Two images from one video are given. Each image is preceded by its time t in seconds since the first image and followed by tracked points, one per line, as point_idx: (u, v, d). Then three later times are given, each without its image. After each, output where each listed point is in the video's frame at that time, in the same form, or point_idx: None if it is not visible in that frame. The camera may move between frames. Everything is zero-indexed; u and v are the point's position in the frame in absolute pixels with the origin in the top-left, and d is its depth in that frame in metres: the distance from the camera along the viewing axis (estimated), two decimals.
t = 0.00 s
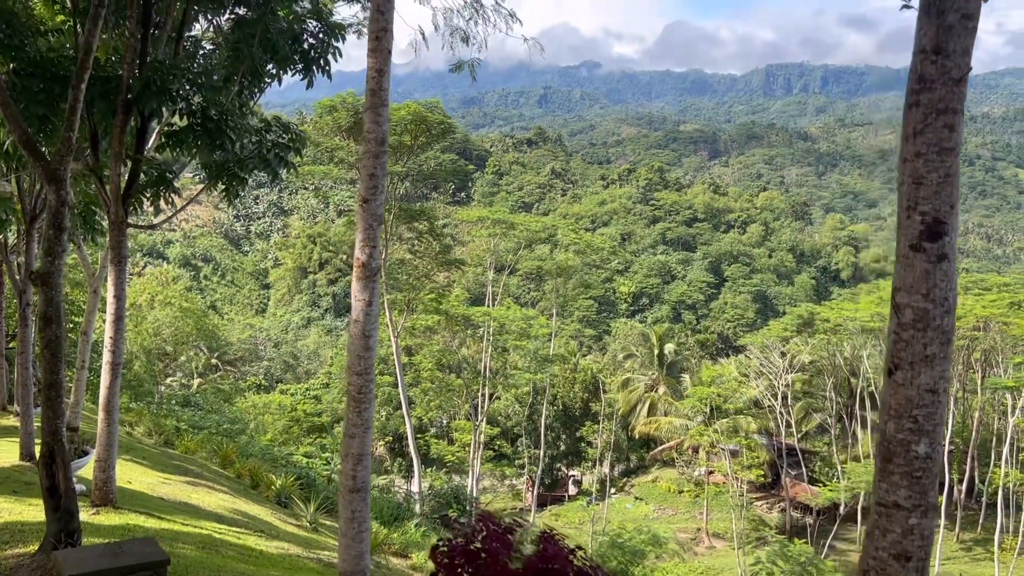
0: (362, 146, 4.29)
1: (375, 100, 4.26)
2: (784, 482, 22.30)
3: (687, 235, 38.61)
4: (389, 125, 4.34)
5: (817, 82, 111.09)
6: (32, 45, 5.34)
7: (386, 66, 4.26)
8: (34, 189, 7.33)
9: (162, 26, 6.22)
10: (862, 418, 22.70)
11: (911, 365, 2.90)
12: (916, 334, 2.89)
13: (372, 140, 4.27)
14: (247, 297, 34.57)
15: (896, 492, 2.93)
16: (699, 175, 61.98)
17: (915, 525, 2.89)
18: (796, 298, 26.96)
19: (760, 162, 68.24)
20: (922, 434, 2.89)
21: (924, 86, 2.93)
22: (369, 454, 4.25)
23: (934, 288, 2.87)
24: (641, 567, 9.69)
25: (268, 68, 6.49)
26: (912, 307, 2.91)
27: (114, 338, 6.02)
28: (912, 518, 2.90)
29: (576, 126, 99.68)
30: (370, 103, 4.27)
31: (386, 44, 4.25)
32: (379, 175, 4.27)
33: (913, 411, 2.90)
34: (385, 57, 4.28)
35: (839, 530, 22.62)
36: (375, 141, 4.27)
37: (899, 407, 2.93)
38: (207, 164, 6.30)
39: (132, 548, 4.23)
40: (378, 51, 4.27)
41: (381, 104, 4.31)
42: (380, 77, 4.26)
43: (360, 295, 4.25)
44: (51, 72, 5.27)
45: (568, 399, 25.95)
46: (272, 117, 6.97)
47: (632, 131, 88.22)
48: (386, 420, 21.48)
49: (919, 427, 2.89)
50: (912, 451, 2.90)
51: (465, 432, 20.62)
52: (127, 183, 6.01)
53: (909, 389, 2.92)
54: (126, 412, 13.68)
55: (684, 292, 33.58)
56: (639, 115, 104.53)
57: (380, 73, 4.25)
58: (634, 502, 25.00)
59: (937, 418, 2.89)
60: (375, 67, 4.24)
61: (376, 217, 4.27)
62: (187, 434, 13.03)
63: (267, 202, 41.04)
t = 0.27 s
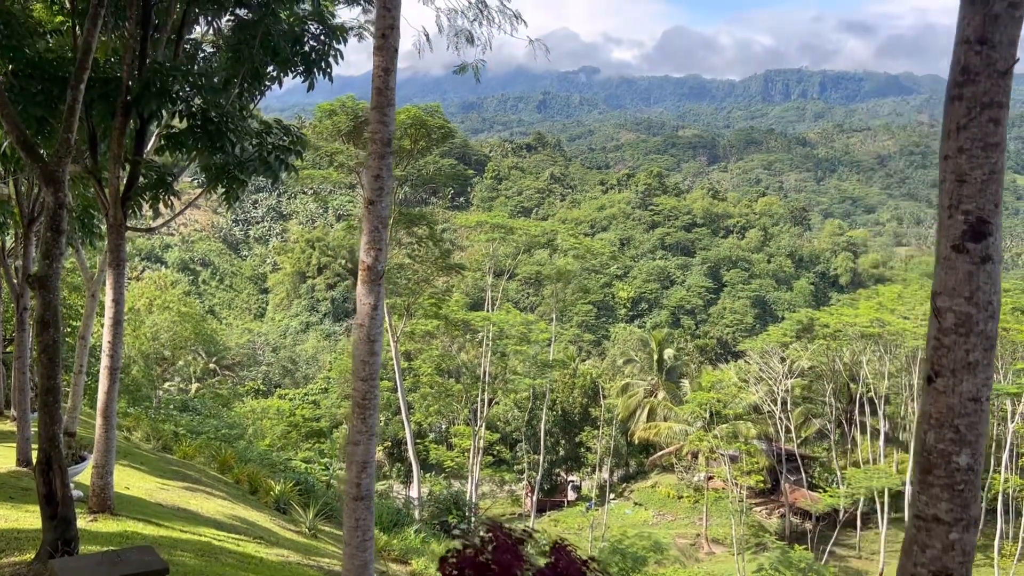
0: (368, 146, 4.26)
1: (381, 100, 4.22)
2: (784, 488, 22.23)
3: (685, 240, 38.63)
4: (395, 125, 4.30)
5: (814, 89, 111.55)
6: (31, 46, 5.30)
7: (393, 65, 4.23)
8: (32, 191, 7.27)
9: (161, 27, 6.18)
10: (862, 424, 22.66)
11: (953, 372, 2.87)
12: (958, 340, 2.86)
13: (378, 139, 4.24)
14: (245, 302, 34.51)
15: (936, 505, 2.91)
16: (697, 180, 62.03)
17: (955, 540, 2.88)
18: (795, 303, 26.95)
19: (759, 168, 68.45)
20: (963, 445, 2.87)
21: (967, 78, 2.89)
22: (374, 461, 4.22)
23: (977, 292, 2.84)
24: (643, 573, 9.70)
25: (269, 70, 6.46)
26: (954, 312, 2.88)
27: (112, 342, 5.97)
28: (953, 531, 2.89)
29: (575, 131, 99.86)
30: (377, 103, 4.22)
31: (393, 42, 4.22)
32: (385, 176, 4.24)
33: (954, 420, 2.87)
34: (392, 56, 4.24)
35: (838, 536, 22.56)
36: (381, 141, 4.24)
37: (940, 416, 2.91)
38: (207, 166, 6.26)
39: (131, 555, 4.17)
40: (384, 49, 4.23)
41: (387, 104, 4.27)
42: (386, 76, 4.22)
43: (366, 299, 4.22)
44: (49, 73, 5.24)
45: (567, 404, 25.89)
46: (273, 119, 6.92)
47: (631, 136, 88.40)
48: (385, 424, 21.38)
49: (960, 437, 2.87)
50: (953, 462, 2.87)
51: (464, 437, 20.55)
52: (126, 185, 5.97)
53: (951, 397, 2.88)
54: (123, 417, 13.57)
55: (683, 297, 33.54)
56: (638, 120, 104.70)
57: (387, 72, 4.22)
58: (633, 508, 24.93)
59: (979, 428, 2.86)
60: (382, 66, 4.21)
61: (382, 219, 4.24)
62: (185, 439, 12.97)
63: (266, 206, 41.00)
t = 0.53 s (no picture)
0: (378, 146, 4.23)
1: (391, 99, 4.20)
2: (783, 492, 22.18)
3: (684, 243, 38.66)
4: (405, 124, 4.27)
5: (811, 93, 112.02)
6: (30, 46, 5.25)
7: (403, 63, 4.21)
8: (29, 193, 7.19)
9: (162, 28, 6.15)
10: (862, 428, 22.62)
11: (1006, 378, 2.63)
12: (1013, 343, 2.60)
13: (388, 139, 4.21)
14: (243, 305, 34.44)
15: (990, 520, 2.67)
16: (695, 184, 62.11)
17: (1009, 556, 2.64)
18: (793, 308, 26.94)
19: (757, 172, 68.63)
20: (1018, 456, 2.62)
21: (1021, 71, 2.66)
22: (382, 468, 4.20)
23: None
24: None
25: (271, 73, 6.43)
26: (1008, 313, 2.62)
27: (112, 346, 5.91)
28: (1004, 548, 2.65)
29: (573, 135, 99.98)
30: (387, 101, 4.21)
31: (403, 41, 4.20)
32: (394, 176, 4.21)
33: (1007, 431, 2.63)
34: (402, 54, 4.21)
35: (838, 540, 22.51)
36: (391, 141, 4.21)
37: (991, 424, 2.66)
38: (208, 169, 6.22)
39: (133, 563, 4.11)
40: (395, 47, 4.21)
41: (396, 102, 4.24)
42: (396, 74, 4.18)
43: (375, 302, 4.19)
44: (48, 73, 5.19)
45: (566, 408, 25.83)
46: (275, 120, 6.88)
47: (629, 140, 88.58)
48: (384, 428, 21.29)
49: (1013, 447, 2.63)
50: (1005, 474, 2.63)
51: (463, 441, 20.48)
52: (126, 187, 5.92)
53: (1004, 405, 2.63)
54: (121, 420, 13.47)
55: (681, 301, 33.49)
56: (636, 124, 104.87)
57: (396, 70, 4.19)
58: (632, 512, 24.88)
59: None
60: (392, 65, 4.19)
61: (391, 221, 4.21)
62: (182, 443, 12.87)
63: (264, 210, 40.94)
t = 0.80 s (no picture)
0: (381, 146, 4.18)
1: (395, 99, 4.16)
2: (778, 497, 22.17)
3: (678, 249, 38.74)
4: (409, 124, 4.23)
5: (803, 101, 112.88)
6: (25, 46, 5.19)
7: (408, 63, 4.17)
8: (22, 196, 7.10)
9: (158, 30, 6.10)
10: (856, 433, 22.64)
11: None
12: None
13: (392, 140, 4.16)
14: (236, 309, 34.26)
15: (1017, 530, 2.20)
16: (689, 190, 62.31)
17: None
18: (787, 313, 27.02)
19: (750, 178, 68.96)
20: None
21: None
22: (384, 475, 4.14)
23: None
24: None
25: (267, 75, 6.39)
26: None
27: (106, 350, 5.85)
28: None
29: (567, 140, 100.23)
30: (391, 101, 4.17)
31: (407, 40, 4.16)
32: (398, 178, 4.16)
33: None
34: (406, 54, 4.18)
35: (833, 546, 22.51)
36: (395, 142, 4.17)
37: None
38: (204, 172, 6.16)
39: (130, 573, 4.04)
40: (399, 46, 4.18)
41: (401, 103, 4.20)
42: (400, 74, 4.15)
43: (378, 306, 4.13)
44: (43, 74, 5.13)
45: (560, 413, 25.79)
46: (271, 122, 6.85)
47: (623, 145, 88.88)
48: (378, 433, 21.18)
49: None
50: None
51: (458, 446, 20.39)
52: (121, 190, 5.86)
53: None
54: (113, 425, 13.33)
55: (675, 306, 33.51)
56: (630, 130, 105.27)
57: (400, 69, 4.15)
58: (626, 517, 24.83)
59: None
60: (396, 64, 4.15)
61: (394, 223, 4.16)
62: (176, 448, 12.74)
63: (258, 214, 40.79)
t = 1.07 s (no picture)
0: (378, 138, 4.14)
1: (392, 90, 4.12)
2: (768, 501, 22.20)
3: (668, 253, 38.86)
4: (406, 115, 4.20)
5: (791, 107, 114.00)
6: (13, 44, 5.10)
7: (405, 53, 4.14)
8: (9, 196, 6.98)
9: (148, 28, 6.04)
10: (846, 437, 22.72)
11: None
12: None
13: (389, 131, 4.13)
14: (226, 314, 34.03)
15: None
16: (679, 195, 62.58)
17: None
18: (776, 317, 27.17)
19: (740, 184, 69.48)
20: None
21: None
22: (379, 475, 4.09)
23: None
24: None
25: (259, 73, 6.34)
26: None
27: (95, 351, 5.76)
28: None
29: (557, 145, 100.57)
30: (388, 92, 4.13)
31: (404, 31, 4.14)
32: (394, 171, 4.12)
33: None
34: (403, 44, 4.15)
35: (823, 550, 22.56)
36: (392, 133, 4.13)
37: None
38: (195, 171, 6.10)
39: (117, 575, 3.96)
40: (396, 36, 4.15)
41: (398, 94, 4.17)
42: (398, 64, 4.13)
43: (373, 301, 4.08)
44: (32, 71, 5.06)
45: (551, 417, 25.75)
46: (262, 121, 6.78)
47: (613, 150, 89.23)
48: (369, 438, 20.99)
49: None
50: None
51: (448, 450, 20.28)
52: (111, 188, 5.78)
53: None
54: (101, 429, 13.15)
55: (665, 310, 33.58)
56: (621, 135, 105.73)
57: (398, 60, 4.13)
58: (617, 521, 24.80)
59: None
60: (393, 54, 4.12)
61: (391, 216, 4.12)
62: (165, 453, 12.58)
63: (248, 218, 40.57)
